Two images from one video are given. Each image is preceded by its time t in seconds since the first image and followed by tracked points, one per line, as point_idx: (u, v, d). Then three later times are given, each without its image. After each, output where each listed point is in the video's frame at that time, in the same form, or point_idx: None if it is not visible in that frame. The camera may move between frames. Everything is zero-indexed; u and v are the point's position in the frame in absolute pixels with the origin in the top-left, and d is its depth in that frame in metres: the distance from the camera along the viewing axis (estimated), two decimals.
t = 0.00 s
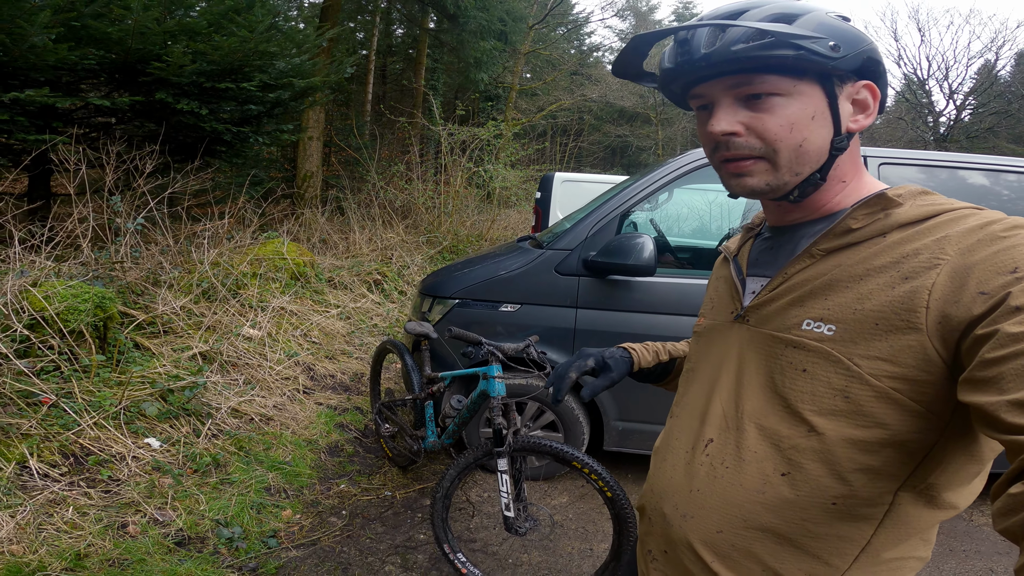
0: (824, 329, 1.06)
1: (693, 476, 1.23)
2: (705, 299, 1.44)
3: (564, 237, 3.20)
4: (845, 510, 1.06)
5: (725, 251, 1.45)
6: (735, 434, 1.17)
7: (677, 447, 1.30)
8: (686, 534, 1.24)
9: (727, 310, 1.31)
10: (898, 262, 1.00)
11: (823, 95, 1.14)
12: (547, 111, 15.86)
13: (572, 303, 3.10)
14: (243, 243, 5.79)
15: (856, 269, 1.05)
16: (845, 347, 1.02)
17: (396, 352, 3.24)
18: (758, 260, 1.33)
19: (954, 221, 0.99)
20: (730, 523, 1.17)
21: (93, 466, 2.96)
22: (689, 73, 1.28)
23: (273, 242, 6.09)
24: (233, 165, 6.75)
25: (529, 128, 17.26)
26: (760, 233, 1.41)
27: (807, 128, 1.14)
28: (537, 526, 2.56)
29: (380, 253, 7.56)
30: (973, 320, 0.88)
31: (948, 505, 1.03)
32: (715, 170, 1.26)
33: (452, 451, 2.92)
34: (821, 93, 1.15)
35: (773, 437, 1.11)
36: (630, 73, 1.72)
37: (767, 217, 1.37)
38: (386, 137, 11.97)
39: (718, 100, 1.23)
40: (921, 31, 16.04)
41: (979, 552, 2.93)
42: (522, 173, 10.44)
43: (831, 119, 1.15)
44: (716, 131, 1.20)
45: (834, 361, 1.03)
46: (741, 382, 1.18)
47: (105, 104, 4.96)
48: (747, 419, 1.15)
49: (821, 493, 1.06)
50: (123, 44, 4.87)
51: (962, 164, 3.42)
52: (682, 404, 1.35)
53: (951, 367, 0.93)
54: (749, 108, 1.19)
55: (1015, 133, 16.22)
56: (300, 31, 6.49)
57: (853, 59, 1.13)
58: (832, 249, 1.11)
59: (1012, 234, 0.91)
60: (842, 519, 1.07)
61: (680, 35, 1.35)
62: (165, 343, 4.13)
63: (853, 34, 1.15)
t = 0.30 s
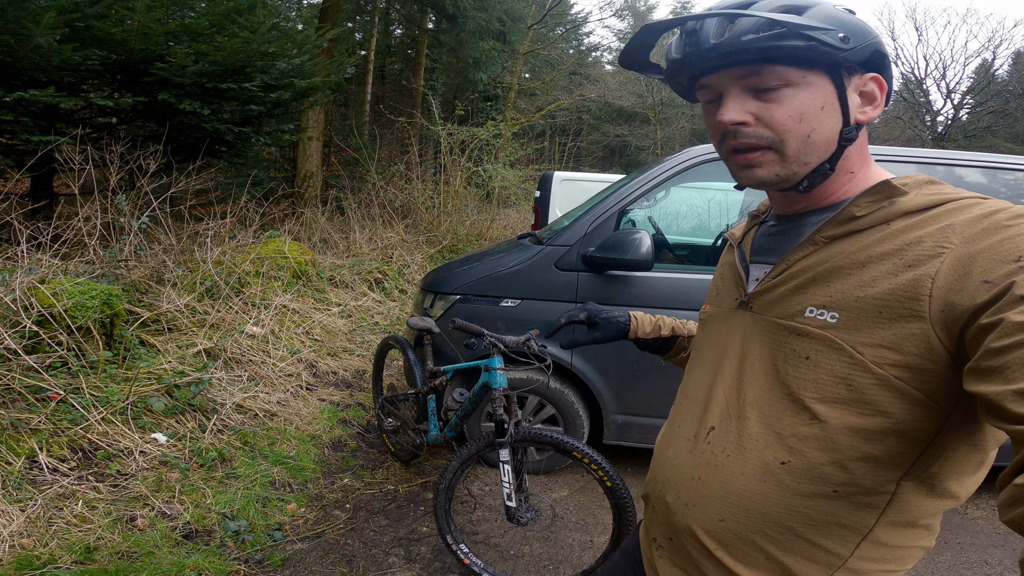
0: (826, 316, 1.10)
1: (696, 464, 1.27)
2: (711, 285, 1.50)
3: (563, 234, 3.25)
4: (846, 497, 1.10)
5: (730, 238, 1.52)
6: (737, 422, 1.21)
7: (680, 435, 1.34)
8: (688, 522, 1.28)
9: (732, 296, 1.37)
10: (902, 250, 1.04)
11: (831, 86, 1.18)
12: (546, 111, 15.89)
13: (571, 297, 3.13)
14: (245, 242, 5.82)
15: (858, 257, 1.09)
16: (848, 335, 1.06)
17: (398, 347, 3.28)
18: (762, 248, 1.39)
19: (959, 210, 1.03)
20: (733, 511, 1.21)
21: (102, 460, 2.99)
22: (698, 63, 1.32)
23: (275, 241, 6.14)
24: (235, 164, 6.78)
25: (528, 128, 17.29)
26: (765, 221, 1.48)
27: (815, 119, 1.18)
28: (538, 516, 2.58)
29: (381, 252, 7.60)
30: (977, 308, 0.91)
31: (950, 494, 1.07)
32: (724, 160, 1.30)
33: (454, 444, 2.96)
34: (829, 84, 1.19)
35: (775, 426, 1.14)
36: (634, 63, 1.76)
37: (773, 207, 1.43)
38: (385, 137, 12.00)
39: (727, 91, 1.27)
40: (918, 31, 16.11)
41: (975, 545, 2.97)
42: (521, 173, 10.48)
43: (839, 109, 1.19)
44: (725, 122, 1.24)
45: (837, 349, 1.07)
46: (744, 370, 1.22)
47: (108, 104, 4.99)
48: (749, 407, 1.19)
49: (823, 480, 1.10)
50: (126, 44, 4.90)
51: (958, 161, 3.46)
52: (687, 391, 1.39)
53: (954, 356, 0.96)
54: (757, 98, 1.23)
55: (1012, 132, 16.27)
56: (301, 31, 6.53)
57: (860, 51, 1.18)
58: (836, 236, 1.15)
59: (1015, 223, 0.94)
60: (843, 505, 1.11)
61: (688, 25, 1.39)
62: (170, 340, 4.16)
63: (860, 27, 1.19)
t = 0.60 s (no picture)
0: (828, 318, 1.10)
1: (694, 464, 1.28)
2: (709, 284, 1.51)
3: (562, 234, 3.25)
4: (843, 499, 1.11)
5: (730, 237, 1.53)
6: (735, 424, 1.21)
7: (678, 434, 1.35)
8: (685, 522, 1.29)
9: (730, 295, 1.38)
10: (904, 252, 1.04)
11: (856, 84, 1.21)
12: (544, 111, 15.90)
13: (570, 297, 3.14)
14: (244, 243, 5.83)
15: (861, 258, 1.10)
16: (848, 336, 1.06)
17: (397, 348, 3.28)
18: (761, 247, 1.40)
19: (962, 213, 1.03)
20: (729, 514, 1.22)
21: (102, 461, 3.00)
22: (723, 54, 1.32)
23: (274, 242, 6.15)
24: (233, 166, 6.78)
25: (526, 129, 17.29)
26: (765, 220, 1.49)
27: (840, 116, 1.21)
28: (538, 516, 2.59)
29: (380, 253, 7.60)
30: (980, 311, 0.92)
31: (945, 497, 1.09)
32: (741, 154, 1.29)
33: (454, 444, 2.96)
34: (852, 83, 1.22)
35: (774, 428, 1.15)
36: (639, 54, 1.76)
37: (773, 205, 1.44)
38: (384, 138, 12.00)
39: (753, 84, 1.27)
40: (916, 30, 16.12)
41: (974, 544, 2.98)
42: (520, 173, 10.48)
43: (860, 109, 1.23)
44: (752, 113, 1.23)
45: (838, 350, 1.07)
46: (743, 371, 1.23)
47: (106, 106, 5.00)
48: (748, 408, 1.19)
49: (820, 482, 1.11)
50: (124, 46, 4.90)
51: (956, 161, 3.48)
52: (686, 391, 1.40)
53: (955, 359, 0.97)
54: (784, 93, 1.23)
55: (1010, 130, 16.28)
56: (299, 33, 6.53)
57: (882, 54, 1.22)
58: (839, 236, 1.16)
59: (1020, 227, 0.95)
60: (841, 506, 1.12)
61: (710, 17, 1.39)
62: (169, 341, 4.16)
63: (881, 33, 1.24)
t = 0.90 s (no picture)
0: (814, 320, 1.10)
1: (682, 466, 1.27)
2: (698, 287, 1.51)
3: (560, 234, 3.23)
4: (830, 500, 1.10)
5: (718, 240, 1.52)
6: (723, 426, 1.21)
7: (667, 436, 1.35)
8: (676, 522, 1.29)
9: (719, 297, 1.37)
10: (890, 254, 1.04)
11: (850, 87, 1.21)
12: (544, 111, 15.89)
13: (568, 298, 3.14)
14: (242, 243, 5.81)
15: (847, 260, 1.09)
16: (834, 338, 1.06)
17: (395, 349, 3.27)
18: (749, 249, 1.39)
19: (947, 215, 1.02)
20: (719, 514, 1.21)
21: (98, 463, 2.99)
22: (720, 52, 1.31)
23: (272, 242, 6.14)
24: (232, 166, 6.77)
25: (526, 128, 17.28)
26: (753, 223, 1.49)
27: (835, 117, 1.20)
28: (536, 518, 2.58)
29: (379, 252, 7.59)
30: (963, 314, 0.91)
31: (931, 497, 1.08)
32: (736, 154, 1.29)
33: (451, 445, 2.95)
34: (846, 85, 1.22)
35: (760, 429, 1.14)
36: (635, 51, 1.75)
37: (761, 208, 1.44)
38: (383, 138, 11.99)
39: (748, 84, 1.27)
40: (915, 30, 16.11)
41: (971, 545, 2.97)
42: (519, 172, 10.47)
43: (853, 111, 1.23)
44: (747, 113, 1.23)
45: (824, 352, 1.07)
46: (732, 373, 1.22)
47: (103, 105, 4.99)
48: (736, 410, 1.19)
49: (807, 484, 1.10)
50: (121, 46, 4.89)
51: (955, 160, 3.46)
52: (676, 393, 1.39)
53: (939, 361, 0.97)
54: (779, 93, 1.23)
55: (1009, 130, 16.32)
56: (297, 32, 6.52)
57: (876, 57, 1.22)
58: (826, 239, 1.15)
59: (1006, 229, 0.94)
60: (829, 507, 1.11)
61: (707, 17, 1.38)
62: (167, 342, 4.16)
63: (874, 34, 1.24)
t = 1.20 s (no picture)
0: (804, 320, 1.09)
1: (675, 467, 1.25)
2: (686, 286, 1.49)
3: (559, 234, 3.20)
4: (826, 499, 1.09)
5: (704, 240, 1.51)
6: (715, 425, 1.19)
7: (659, 437, 1.32)
8: (672, 523, 1.26)
9: (708, 299, 1.36)
10: (876, 252, 1.04)
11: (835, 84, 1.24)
12: (544, 110, 15.84)
13: (567, 299, 3.10)
14: (239, 242, 5.78)
15: (835, 259, 1.09)
16: (824, 337, 1.05)
17: (391, 350, 3.24)
18: (737, 249, 1.38)
19: (931, 212, 1.03)
20: (715, 513, 1.19)
21: (88, 465, 2.95)
22: (709, 47, 1.31)
23: (269, 241, 6.10)
24: (229, 164, 6.73)
25: (526, 128, 17.23)
26: (740, 222, 1.48)
27: (822, 113, 1.23)
28: (533, 522, 2.57)
29: (377, 252, 7.55)
30: (950, 310, 0.92)
31: (924, 493, 1.07)
32: (724, 150, 1.28)
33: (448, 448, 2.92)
34: (831, 81, 1.25)
35: (751, 428, 1.13)
36: (622, 46, 1.73)
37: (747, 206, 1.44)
38: (382, 137, 11.94)
39: (736, 80, 1.27)
40: (915, 29, 16.08)
41: (973, 549, 2.94)
42: (519, 172, 10.43)
43: (838, 108, 1.25)
44: (738, 108, 1.23)
45: (815, 352, 1.06)
46: (722, 372, 1.20)
47: (99, 104, 4.95)
48: (727, 411, 1.17)
49: (800, 481, 1.08)
50: (116, 44, 4.84)
51: (956, 160, 3.43)
52: (666, 394, 1.37)
53: (927, 357, 0.97)
54: (768, 89, 1.24)
55: (1010, 130, 16.29)
56: (295, 30, 6.50)
57: (858, 56, 1.26)
58: (812, 238, 1.15)
59: (988, 225, 0.96)
60: (825, 506, 1.09)
61: (694, 12, 1.37)
62: (161, 342, 4.12)
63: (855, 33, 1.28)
